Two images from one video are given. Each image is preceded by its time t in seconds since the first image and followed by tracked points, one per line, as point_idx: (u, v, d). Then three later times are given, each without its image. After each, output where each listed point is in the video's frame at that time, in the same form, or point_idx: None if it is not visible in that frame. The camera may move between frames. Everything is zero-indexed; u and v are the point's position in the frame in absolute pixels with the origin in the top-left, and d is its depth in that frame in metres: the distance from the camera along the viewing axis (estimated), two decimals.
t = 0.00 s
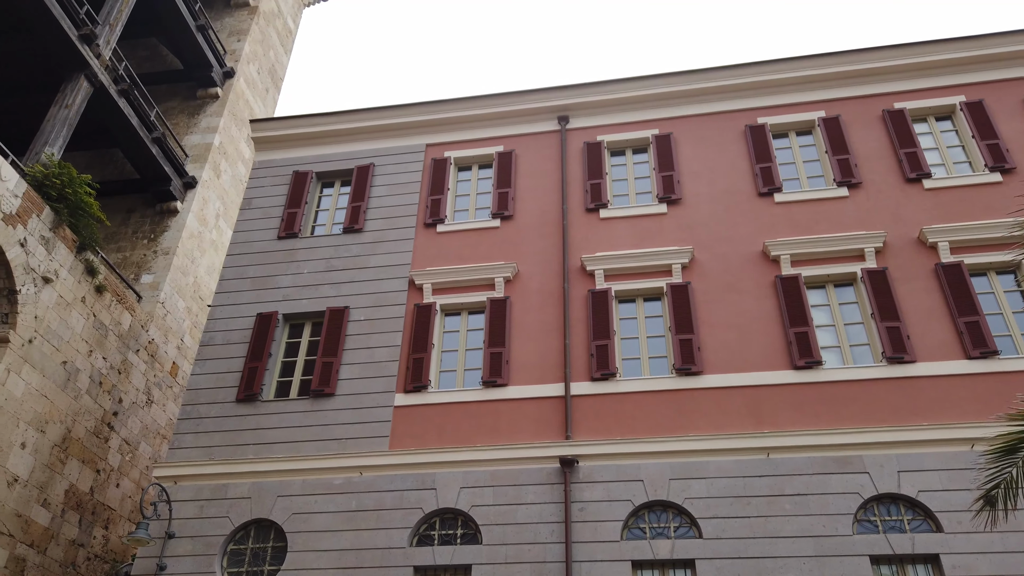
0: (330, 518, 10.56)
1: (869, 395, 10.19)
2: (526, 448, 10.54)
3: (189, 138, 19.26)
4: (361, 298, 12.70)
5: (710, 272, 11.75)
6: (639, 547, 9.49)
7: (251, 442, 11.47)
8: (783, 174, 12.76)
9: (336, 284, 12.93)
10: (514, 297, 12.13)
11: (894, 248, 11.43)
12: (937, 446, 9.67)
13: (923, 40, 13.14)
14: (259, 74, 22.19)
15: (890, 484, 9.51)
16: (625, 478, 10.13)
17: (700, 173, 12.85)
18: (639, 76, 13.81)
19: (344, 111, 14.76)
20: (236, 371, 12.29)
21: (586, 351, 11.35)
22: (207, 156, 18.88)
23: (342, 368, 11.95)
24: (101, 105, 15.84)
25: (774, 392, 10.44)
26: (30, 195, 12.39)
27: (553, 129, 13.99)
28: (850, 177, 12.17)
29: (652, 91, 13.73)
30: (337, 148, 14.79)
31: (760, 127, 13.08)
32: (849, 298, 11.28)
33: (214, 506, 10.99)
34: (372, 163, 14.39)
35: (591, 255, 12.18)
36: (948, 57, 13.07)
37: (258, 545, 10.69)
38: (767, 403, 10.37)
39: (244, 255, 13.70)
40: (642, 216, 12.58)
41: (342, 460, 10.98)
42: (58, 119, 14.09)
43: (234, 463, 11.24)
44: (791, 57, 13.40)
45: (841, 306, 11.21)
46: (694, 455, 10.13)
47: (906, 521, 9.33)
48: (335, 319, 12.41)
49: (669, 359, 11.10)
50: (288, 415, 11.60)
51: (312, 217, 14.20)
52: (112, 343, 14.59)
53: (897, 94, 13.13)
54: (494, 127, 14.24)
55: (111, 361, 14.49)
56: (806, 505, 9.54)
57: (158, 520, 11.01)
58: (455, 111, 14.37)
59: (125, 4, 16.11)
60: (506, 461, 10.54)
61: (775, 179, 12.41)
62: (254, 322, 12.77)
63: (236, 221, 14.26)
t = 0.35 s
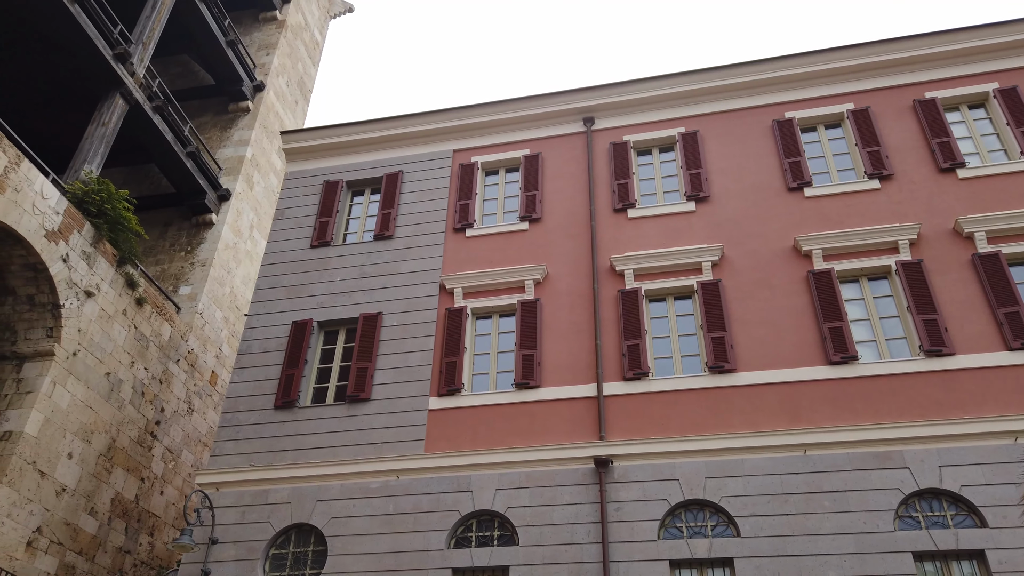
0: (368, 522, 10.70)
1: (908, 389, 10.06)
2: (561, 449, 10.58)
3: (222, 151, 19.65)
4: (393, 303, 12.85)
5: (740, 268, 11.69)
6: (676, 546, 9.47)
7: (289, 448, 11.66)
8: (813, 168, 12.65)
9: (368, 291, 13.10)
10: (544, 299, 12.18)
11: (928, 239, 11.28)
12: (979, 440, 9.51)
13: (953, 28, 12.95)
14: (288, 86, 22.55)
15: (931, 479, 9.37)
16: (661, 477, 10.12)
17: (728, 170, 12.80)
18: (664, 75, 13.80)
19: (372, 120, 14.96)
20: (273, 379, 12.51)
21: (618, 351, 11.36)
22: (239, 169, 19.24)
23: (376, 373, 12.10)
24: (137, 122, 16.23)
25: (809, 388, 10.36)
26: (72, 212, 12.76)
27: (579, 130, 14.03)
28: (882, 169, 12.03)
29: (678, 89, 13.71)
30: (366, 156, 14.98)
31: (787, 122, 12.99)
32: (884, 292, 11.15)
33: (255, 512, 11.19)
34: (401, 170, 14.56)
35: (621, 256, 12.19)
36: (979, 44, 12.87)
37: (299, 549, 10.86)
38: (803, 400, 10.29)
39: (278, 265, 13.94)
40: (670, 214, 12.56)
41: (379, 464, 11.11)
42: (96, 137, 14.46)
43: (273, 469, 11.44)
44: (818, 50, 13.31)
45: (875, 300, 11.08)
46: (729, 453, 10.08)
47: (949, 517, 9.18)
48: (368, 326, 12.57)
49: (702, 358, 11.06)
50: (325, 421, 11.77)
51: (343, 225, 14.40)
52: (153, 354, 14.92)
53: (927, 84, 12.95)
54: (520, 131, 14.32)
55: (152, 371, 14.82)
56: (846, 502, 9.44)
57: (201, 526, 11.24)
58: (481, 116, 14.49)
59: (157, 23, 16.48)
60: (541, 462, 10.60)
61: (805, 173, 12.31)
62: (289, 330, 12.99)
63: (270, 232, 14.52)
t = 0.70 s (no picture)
0: (405, 529, 10.74)
1: (949, 386, 9.85)
2: (595, 453, 10.53)
3: (252, 165, 19.96)
4: (424, 311, 12.91)
5: (773, 267, 11.55)
6: (715, 549, 9.35)
7: (325, 457, 11.77)
8: (844, 163, 12.47)
9: (399, 299, 13.18)
10: (574, 303, 12.15)
11: (966, 232, 11.04)
12: None
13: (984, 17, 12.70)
14: (315, 99, 22.84)
15: (976, 477, 9.15)
16: (698, 480, 10.02)
17: (757, 168, 12.66)
18: (689, 75, 13.71)
19: (399, 129, 15.07)
20: (308, 388, 12.63)
21: (650, 353, 11.28)
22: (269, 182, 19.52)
23: (409, 381, 12.16)
24: (169, 139, 16.54)
25: (847, 386, 10.19)
26: (109, 229, 13.05)
27: (605, 133, 13.99)
28: (915, 162, 11.82)
29: (704, 88, 13.61)
30: (393, 165, 15.09)
31: (816, 117, 12.82)
32: (922, 287, 10.93)
33: (294, 521, 11.30)
34: (428, 178, 14.64)
35: (650, 257, 12.11)
36: (1012, 31, 12.61)
37: (337, 557, 10.94)
38: (841, 399, 10.13)
39: (310, 275, 14.09)
40: (700, 214, 12.47)
41: (414, 472, 11.15)
42: (130, 155, 14.76)
43: (310, 478, 11.55)
44: (845, 44, 13.15)
45: (913, 295, 10.87)
46: (767, 455, 9.95)
47: (996, 515, 8.95)
48: (400, 334, 12.64)
49: (736, 358, 10.94)
50: (360, 429, 11.86)
51: (373, 235, 14.52)
52: (190, 366, 15.16)
53: (960, 73, 12.71)
54: (546, 135, 14.32)
55: (190, 384, 15.06)
56: (888, 502, 9.26)
57: (241, 536, 11.39)
58: (507, 122, 14.52)
59: (186, 41, 16.77)
60: (576, 467, 10.56)
61: (836, 168, 12.14)
62: (323, 340, 13.11)
63: (301, 243, 14.68)
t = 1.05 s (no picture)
0: (440, 537, 10.76)
1: (991, 383, 9.63)
2: (629, 458, 10.47)
3: (281, 179, 20.23)
4: (454, 318, 12.96)
5: (804, 266, 11.41)
6: (753, 553, 9.24)
7: (360, 466, 11.85)
8: (875, 159, 12.29)
9: (429, 307, 13.25)
10: (604, 307, 12.12)
11: (1003, 225, 10.81)
12: None
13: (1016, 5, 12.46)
14: (342, 112, 23.08)
15: (1021, 476, 8.92)
16: (734, 483, 9.91)
17: (786, 166, 12.53)
18: (714, 74, 13.63)
19: (425, 139, 15.17)
20: (341, 398, 12.74)
21: (682, 356, 11.20)
22: (298, 195, 19.76)
23: (441, 388, 12.20)
24: (200, 155, 16.84)
25: (884, 385, 10.03)
26: (144, 246, 13.33)
27: (630, 135, 13.94)
28: (949, 155, 11.61)
29: (729, 87, 13.51)
30: (420, 174, 15.19)
31: (845, 113, 12.66)
32: (959, 282, 10.72)
33: (330, 530, 11.39)
34: (454, 186, 14.71)
35: (679, 259, 12.04)
36: None
37: (373, 566, 10.99)
38: (878, 398, 9.97)
39: (340, 286, 14.22)
40: (728, 215, 12.37)
41: (447, 479, 11.18)
42: (163, 172, 15.02)
43: (345, 487, 11.63)
44: (873, 38, 12.98)
45: (950, 291, 10.67)
46: (804, 456, 9.82)
47: None
48: (430, 342, 12.70)
49: (770, 359, 10.82)
50: (393, 438, 11.93)
51: (401, 244, 14.61)
52: (226, 379, 15.36)
53: (992, 63, 12.47)
54: (571, 140, 14.31)
55: (225, 396, 15.27)
56: (930, 503, 9.07)
57: (279, 545, 11.51)
58: (531, 127, 14.53)
59: (215, 59, 17.05)
60: (610, 472, 10.51)
61: (867, 164, 11.97)
62: (354, 349, 13.22)
63: (331, 254, 14.83)
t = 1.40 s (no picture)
0: (472, 544, 10.77)
1: None
2: (660, 463, 10.40)
3: (308, 191, 20.46)
4: (481, 325, 12.99)
5: (834, 265, 11.28)
6: (789, 557, 9.12)
7: (391, 475, 11.90)
8: (903, 154, 12.12)
9: (456, 315, 13.30)
10: (631, 311, 12.06)
11: None
12: None
13: None
14: (365, 123, 23.30)
15: None
16: (767, 487, 9.80)
17: (812, 164, 12.40)
18: (736, 74, 13.55)
19: (447, 148, 15.25)
20: (371, 407, 12.82)
21: (711, 359, 11.11)
22: (324, 206, 19.97)
23: (469, 396, 12.23)
24: (228, 170, 17.09)
25: (919, 384, 9.86)
26: (175, 261, 13.56)
27: (653, 138, 13.89)
28: (979, 148, 11.41)
29: (752, 87, 13.42)
30: (444, 182, 15.27)
31: (871, 109, 12.51)
32: (994, 277, 10.52)
33: (363, 538, 11.45)
34: (478, 194, 14.76)
35: (706, 261, 11.95)
36: None
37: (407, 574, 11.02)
38: (914, 398, 9.80)
39: (367, 296, 14.33)
40: (754, 215, 12.27)
41: (478, 487, 11.19)
42: (192, 188, 15.27)
43: (377, 496, 11.69)
44: (897, 33, 12.83)
45: (984, 287, 10.47)
46: (839, 458, 9.68)
47: None
48: (458, 350, 12.74)
49: (801, 360, 10.69)
50: (423, 446, 11.97)
51: (426, 252, 14.69)
52: (257, 391, 15.54)
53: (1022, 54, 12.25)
54: (593, 144, 14.30)
55: (257, 407, 15.44)
56: (970, 503, 8.89)
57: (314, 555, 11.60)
58: (554, 133, 14.55)
59: (240, 75, 17.30)
60: (641, 477, 10.44)
61: (895, 160, 11.80)
62: (383, 359, 13.30)
63: (358, 264, 14.95)
